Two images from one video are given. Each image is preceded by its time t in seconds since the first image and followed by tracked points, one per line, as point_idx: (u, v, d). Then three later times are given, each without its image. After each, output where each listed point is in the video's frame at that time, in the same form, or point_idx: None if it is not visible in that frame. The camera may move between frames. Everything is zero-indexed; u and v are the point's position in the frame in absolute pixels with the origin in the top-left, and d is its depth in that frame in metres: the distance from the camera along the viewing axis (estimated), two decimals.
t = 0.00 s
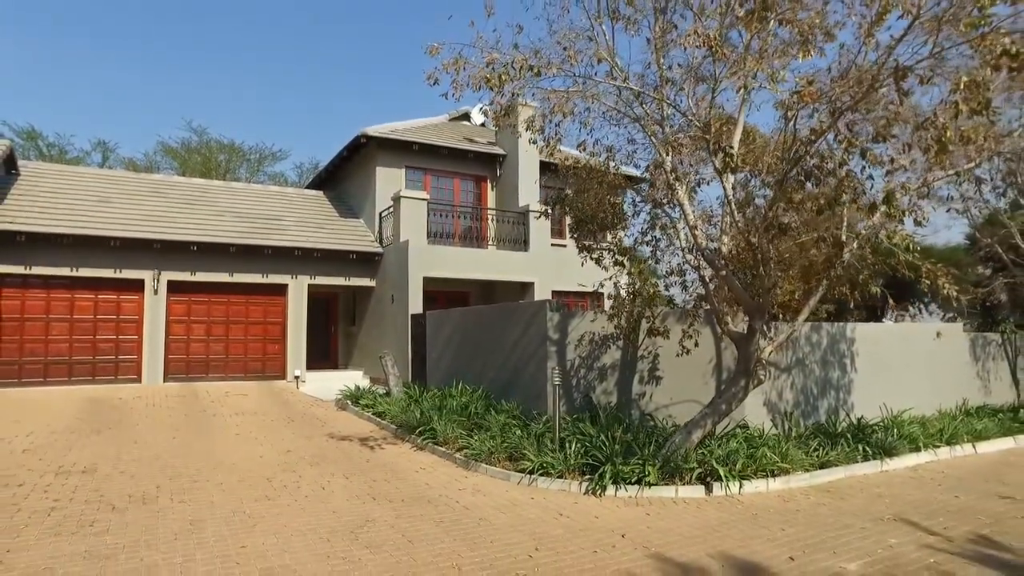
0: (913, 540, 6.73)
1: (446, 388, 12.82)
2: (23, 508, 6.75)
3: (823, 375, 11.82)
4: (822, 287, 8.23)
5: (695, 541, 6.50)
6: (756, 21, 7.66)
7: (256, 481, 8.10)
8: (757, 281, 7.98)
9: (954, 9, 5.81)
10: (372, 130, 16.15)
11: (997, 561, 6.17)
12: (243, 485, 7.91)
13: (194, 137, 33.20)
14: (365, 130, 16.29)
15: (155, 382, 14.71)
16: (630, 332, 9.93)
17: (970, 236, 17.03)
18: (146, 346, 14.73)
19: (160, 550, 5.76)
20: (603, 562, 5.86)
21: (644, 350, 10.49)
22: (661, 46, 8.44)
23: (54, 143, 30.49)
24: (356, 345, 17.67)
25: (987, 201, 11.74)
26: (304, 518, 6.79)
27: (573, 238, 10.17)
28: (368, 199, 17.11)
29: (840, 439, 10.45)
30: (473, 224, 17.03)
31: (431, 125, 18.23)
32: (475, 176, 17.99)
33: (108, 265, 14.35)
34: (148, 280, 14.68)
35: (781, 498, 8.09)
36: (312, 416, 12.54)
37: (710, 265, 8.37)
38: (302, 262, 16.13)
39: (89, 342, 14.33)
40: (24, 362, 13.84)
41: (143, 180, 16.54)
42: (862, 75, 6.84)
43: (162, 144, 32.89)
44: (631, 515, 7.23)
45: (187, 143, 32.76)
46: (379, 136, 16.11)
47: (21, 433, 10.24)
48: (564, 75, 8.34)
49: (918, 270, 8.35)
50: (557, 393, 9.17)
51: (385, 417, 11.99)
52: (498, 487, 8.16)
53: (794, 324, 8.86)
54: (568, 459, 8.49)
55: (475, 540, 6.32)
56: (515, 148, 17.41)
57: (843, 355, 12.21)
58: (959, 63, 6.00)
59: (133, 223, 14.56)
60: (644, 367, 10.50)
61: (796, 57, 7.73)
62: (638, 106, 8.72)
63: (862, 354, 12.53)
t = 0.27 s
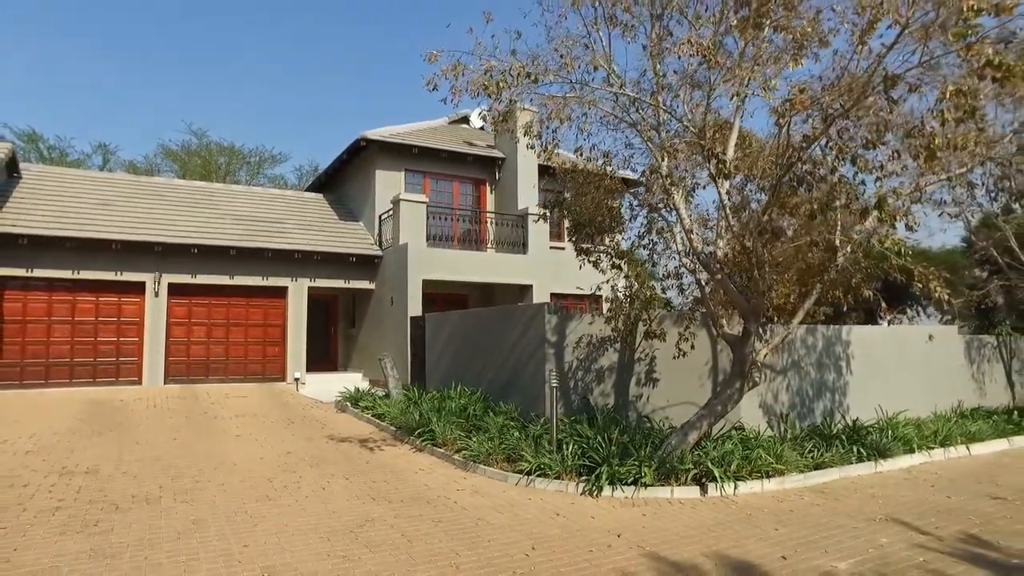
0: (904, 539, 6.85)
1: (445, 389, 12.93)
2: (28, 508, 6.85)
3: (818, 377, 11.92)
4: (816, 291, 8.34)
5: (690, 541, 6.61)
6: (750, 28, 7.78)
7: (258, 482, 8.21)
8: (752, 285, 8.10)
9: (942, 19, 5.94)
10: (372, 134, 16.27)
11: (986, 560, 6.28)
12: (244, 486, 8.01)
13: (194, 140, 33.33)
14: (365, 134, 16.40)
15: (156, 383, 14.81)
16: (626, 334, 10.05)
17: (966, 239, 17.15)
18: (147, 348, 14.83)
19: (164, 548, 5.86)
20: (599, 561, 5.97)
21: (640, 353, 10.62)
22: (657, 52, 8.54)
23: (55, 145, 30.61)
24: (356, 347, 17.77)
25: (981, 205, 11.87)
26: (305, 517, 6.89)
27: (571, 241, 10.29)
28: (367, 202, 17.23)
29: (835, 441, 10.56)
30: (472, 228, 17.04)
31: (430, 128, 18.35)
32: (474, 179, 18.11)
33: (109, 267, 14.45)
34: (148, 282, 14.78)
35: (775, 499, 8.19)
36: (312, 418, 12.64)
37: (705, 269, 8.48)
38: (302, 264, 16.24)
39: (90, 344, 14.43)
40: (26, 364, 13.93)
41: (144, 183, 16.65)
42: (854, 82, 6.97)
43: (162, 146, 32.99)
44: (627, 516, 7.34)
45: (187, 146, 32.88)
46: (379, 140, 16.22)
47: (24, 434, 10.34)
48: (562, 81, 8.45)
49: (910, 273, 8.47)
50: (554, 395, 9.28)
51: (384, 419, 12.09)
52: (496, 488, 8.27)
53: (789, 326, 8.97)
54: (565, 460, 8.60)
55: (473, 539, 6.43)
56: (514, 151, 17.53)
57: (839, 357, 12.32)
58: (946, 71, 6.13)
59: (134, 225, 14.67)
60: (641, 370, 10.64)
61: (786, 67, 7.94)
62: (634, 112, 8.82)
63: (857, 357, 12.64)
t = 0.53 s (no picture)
0: (896, 541, 6.94)
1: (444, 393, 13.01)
2: (31, 510, 6.92)
3: (814, 381, 12.01)
4: (810, 296, 8.44)
5: (685, 543, 6.70)
6: (744, 37, 7.88)
7: (258, 484, 8.29)
8: (748, 290, 8.20)
9: (931, 30, 6.06)
10: (372, 138, 16.37)
11: (976, 562, 6.38)
12: (245, 488, 8.09)
13: (195, 144, 33.44)
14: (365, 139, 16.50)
15: (156, 387, 14.88)
16: (624, 339, 10.12)
17: (962, 244, 17.26)
18: (147, 352, 14.91)
19: (165, 550, 5.95)
20: (595, 562, 6.06)
21: (638, 357, 10.70)
22: (654, 59, 8.60)
23: (56, 149, 30.73)
24: (355, 351, 17.85)
25: (975, 210, 11.98)
26: (305, 520, 6.98)
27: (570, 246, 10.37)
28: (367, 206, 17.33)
29: (831, 444, 10.65)
30: (471, 232, 17.19)
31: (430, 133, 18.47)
32: (473, 183, 18.21)
33: (110, 271, 14.52)
34: (149, 286, 14.86)
35: (770, 502, 8.28)
36: (312, 421, 12.72)
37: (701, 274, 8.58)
38: (302, 268, 16.32)
39: (91, 348, 14.51)
40: (26, 368, 14.02)
41: (145, 187, 16.74)
42: (848, 91, 7.07)
43: (162, 150, 33.09)
44: (623, 518, 7.43)
45: (187, 150, 33.00)
46: (379, 144, 16.33)
47: (26, 437, 10.42)
48: (559, 89, 8.56)
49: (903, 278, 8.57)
50: (552, 399, 9.36)
51: (383, 422, 12.17)
52: (494, 491, 8.35)
53: (784, 330, 9.05)
54: (562, 464, 8.68)
55: (471, 541, 6.51)
56: (513, 156, 17.64)
57: (835, 361, 12.41)
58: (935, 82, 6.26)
59: (135, 230, 14.75)
60: (638, 374, 10.71)
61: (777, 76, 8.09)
62: (632, 118, 8.90)
63: (853, 360, 12.73)
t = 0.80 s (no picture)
0: (890, 546, 7.00)
1: (442, 398, 13.06)
2: (31, 514, 6.96)
3: (811, 386, 12.06)
4: (806, 302, 8.49)
5: (681, 547, 6.75)
6: (739, 45, 7.96)
7: (257, 489, 8.33)
8: (744, 295, 8.26)
9: (922, 40, 6.14)
10: (371, 144, 16.45)
11: (970, 566, 6.44)
12: (243, 493, 8.14)
13: (195, 149, 33.54)
14: (364, 144, 16.58)
15: (155, 391, 14.92)
16: (621, 344, 10.15)
17: (958, 249, 17.34)
18: (146, 357, 14.95)
19: (164, 554, 6.00)
20: (591, 566, 6.11)
21: (635, 362, 10.73)
22: (650, 66, 8.67)
23: (56, 154, 30.80)
24: (354, 355, 17.91)
25: (969, 216, 12.06)
26: (304, 524, 7.02)
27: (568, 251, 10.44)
28: (366, 211, 17.40)
29: (827, 449, 10.69)
30: (469, 238, 17.24)
31: (429, 138, 18.55)
32: (472, 189, 18.30)
33: (110, 275, 14.57)
34: (148, 291, 14.91)
35: (765, 506, 8.33)
36: (310, 426, 12.76)
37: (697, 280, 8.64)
38: (301, 273, 16.38)
39: (90, 352, 14.56)
40: (26, 372, 14.05)
41: (145, 192, 16.81)
42: (841, 100, 7.15)
43: (162, 155, 33.17)
44: (620, 523, 7.47)
45: (187, 155, 33.09)
46: (378, 150, 16.40)
47: (25, 442, 10.46)
48: (556, 96, 8.63)
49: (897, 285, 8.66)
50: (549, 403, 9.42)
51: (381, 427, 12.22)
52: (491, 496, 8.40)
53: (781, 336, 9.08)
54: (559, 468, 8.72)
55: (469, 545, 6.57)
56: (512, 162, 17.72)
57: (831, 366, 12.47)
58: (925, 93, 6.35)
59: (135, 235, 14.82)
60: (635, 379, 10.74)
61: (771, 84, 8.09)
62: (629, 127, 8.92)
63: (849, 366, 12.79)
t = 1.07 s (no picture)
0: (885, 550, 7.02)
1: (440, 402, 13.11)
2: (30, 518, 7.00)
3: (808, 391, 12.08)
4: (802, 307, 8.53)
5: (676, 551, 6.78)
6: (736, 52, 7.99)
7: (255, 493, 8.36)
8: (740, 301, 8.34)
9: (915, 48, 6.19)
10: (371, 149, 16.50)
11: (963, 570, 6.47)
12: (241, 496, 8.17)
13: (195, 153, 33.61)
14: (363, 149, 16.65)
15: (154, 395, 14.96)
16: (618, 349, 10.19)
17: (956, 254, 17.39)
18: (145, 361, 14.99)
19: (162, 557, 6.03)
20: (586, 570, 6.14)
21: (633, 367, 10.80)
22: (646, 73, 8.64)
23: (56, 158, 30.88)
24: (353, 359, 17.95)
25: (966, 221, 12.10)
26: (301, 527, 7.06)
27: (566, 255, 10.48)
28: (365, 216, 17.45)
29: (824, 453, 10.72)
30: (468, 242, 17.18)
31: (428, 143, 18.62)
32: (471, 194, 18.38)
33: (110, 279, 14.60)
34: (148, 295, 14.94)
35: (761, 511, 8.36)
36: (309, 430, 12.80)
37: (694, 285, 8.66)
38: (300, 278, 16.42)
39: (90, 357, 14.59)
40: (25, 376, 14.09)
41: (146, 197, 16.87)
42: (837, 106, 7.18)
43: (162, 160, 33.25)
44: (616, 527, 7.50)
45: (188, 159, 33.16)
46: (378, 155, 16.46)
47: (24, 445, 10.48)
48: (553, 103, 8.68)
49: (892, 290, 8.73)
50: (547, 408, 9.46)
51: (380, 431, 12.24)
52: (488, 500, 8.43)
53: (777, 341, 9.10)
54: (556, 472, 8.75)
55: (465, 549, 6.60)
56: (511, 168, 17.80)
57: (828, 371, 12.50)
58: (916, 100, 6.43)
59: (135, 239, 14.87)
60: (633, 383, 10.79)
61: (766, 91, 8.08)
62: (626, 133, 8.96)
63: (847, 370, 12.82)
